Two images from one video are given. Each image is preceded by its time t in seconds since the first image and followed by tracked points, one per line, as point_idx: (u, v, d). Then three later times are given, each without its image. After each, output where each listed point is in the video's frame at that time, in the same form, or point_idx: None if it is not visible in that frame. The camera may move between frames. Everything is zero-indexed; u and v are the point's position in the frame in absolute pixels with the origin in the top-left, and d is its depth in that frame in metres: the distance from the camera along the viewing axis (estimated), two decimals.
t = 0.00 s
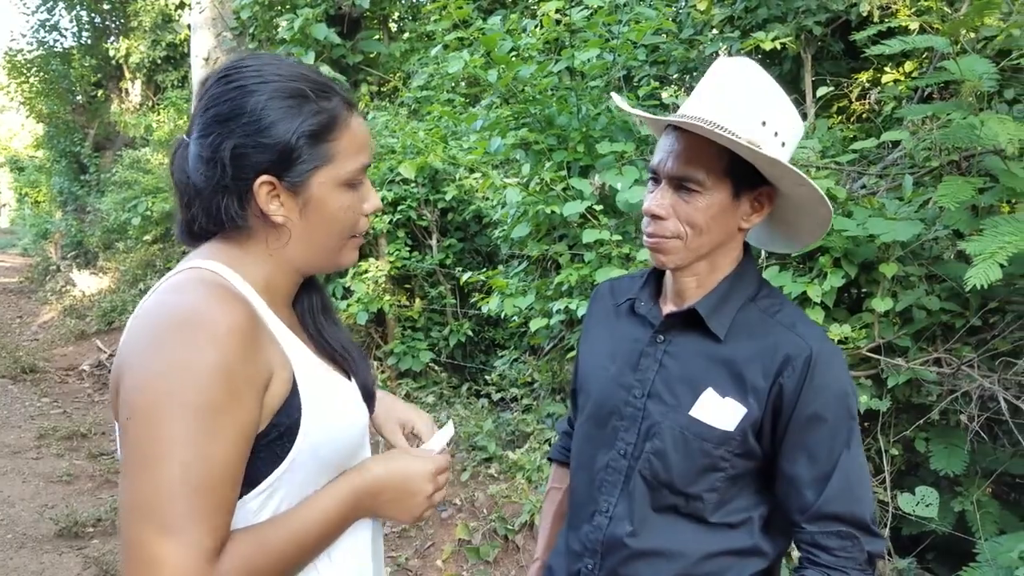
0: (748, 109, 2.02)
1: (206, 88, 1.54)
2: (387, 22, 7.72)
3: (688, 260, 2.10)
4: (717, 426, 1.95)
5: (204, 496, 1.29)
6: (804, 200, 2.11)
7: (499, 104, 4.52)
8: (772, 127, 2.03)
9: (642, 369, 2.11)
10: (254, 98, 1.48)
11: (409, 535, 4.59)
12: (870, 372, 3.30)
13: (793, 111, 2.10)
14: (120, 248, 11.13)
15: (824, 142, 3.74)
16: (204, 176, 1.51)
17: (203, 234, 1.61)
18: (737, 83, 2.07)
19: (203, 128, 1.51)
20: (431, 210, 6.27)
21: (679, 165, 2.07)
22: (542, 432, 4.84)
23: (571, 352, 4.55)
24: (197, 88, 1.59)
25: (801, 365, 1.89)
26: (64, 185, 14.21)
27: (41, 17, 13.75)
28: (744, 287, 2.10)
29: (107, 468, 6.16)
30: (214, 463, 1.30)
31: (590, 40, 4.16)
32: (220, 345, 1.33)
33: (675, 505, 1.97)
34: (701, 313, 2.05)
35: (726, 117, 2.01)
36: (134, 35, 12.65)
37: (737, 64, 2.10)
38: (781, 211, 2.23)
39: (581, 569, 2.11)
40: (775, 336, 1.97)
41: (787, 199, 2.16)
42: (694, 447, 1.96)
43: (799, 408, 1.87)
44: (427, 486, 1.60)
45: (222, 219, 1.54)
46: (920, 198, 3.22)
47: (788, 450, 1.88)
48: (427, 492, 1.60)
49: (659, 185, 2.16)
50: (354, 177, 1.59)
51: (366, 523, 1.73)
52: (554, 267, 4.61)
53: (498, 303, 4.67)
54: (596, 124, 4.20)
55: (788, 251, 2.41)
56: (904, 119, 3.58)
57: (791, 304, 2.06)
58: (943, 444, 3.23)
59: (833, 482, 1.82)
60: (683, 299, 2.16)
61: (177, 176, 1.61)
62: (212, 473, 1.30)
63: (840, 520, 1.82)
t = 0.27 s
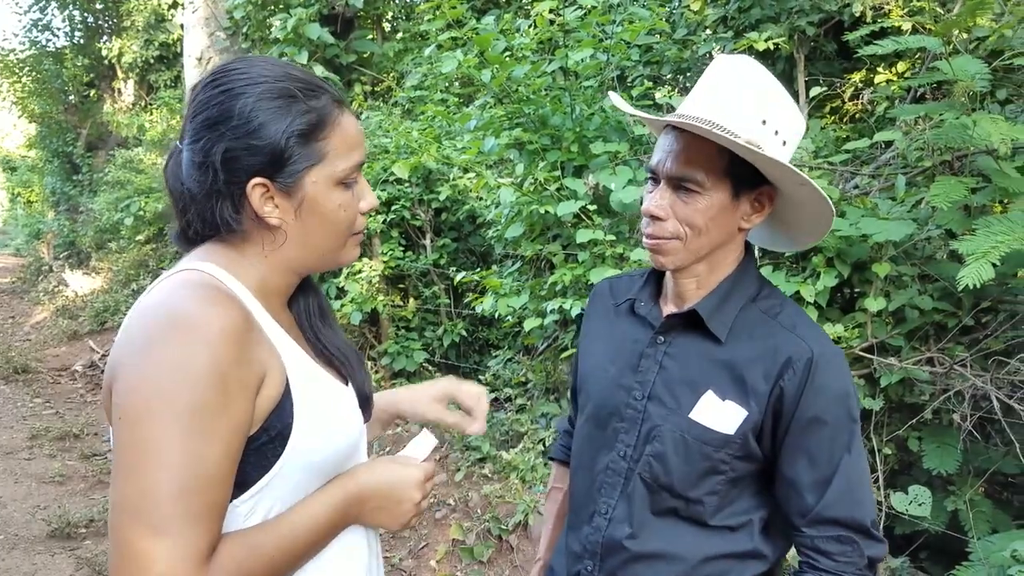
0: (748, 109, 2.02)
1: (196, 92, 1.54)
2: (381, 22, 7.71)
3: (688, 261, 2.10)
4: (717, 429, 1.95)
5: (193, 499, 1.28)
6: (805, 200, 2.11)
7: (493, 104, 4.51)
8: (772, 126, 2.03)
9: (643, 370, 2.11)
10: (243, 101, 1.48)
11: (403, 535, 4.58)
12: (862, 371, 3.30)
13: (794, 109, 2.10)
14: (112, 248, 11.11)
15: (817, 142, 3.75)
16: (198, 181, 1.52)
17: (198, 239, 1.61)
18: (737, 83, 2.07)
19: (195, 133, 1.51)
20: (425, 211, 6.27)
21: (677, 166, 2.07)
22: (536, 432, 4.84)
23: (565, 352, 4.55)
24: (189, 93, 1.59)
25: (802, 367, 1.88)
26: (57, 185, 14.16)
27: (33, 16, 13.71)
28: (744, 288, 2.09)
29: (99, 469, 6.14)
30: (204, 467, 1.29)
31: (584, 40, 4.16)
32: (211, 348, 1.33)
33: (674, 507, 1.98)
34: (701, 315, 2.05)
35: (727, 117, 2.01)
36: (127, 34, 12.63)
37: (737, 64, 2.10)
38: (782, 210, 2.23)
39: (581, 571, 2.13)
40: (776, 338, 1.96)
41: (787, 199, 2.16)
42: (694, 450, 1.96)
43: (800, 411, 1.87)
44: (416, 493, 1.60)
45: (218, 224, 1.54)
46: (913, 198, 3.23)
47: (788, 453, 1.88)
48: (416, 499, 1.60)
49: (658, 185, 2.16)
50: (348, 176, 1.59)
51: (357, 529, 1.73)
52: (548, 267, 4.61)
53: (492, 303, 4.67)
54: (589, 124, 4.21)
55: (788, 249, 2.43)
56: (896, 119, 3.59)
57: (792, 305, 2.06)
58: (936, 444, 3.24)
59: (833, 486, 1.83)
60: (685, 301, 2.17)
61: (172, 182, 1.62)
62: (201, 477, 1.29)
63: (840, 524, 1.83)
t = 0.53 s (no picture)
0: (747, 105, 2.01)
1: (207, 88, 1.50)
2: (375, 21, 7.69)
3: (689, 261, 2.09)
4: (714, 428, 1.94)
5: (195, 507, 1.26)
6: (807, 197, 2.11)
7: (487, 104, 4.50)
8: (771, 122, 2.02)
9: (642, 368, 2.12)
10: (256, 99, 1.44)
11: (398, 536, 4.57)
12: (858, 372, 3.30)
13: (792, 106, 2.10)
14: (105, 248, 11.07)
15: (812, 142, 3.75)
16: (205, 178, 1.48)
17: (204, 232, 1.58)
18: (733, 79, 2.05)
19: (204, 130, 1.48)
20: (419, 211, 6.26)
21: (676, 165, 2.07)
22: (532, 433, 4.83)
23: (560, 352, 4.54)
24: (198, 87, 1.55)
25: (800, 366, 1.87)
26: (49, 185, 14.10)
27: (25, 15, 13.66)
28: (744, 286, 2.08)
29: (92, 470, 6.12)
30: (205, 474, 1.27)
31: (579, 40, 4.16)
32: (209, 352, 1.29)
33: (676, 508, 1.97)
34: (699, 313, 2.05)
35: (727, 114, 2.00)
36: (120, 33, 12.60)
37: (733, 58, 2.08)
38: (784, 207, 2.23)
39: (582, 568, 2.14)
40: (774, 336, 1.95)
41: (788, 195, 2.16)
42: (691, 449, 1.96)
43: (796, 410, 1.86)
44: (438, 490, 1.58)
45: (222, 223, 1.51)
46: (908, 198, 3.21)
47: (784, 453, 1.87)
48: (438, 496, 1.58)
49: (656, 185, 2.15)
50: (359, 180, 1.55)
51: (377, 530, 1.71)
52: (544, 267, 4.60)
53: (487, 304, 4.65)
54: (585, 124, 4.20)
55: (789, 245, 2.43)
56: (892, 119, 3.58)
57: (793, 303, 2.04)
58: (931, 444, 3.23)
59: (826, 487, 1.81)
60: (685, 300, 2.15)
61: (178, 174, 1.58)
62: (203, 484, 1.27)
63: (833, 526, 1.81)
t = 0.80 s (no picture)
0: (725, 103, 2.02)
1: (257, 87, 1.44)
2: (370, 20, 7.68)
3: (674, 259, 2.09)
4: (696, 414, 1.92)
5: (222, 518, 1.25)
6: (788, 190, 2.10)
7: (483, 104, 4.50)
8: (748, 119, 2.04)
9: (626, 361, 2.11)
10: (314, 105, 1.38)
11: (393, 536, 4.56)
12: (853, 371, 3.29)
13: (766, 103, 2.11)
14: (99, 248, 11.04)
15: (807, 142, 3.75)
16: (255, 183, 1.43)
17: (247, 234, 1.52)
18: (709, 78, 2.06)
19: (251, 130, 1.41)
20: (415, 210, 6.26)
21: (657, 163, 2.06)
22: (528, 433, 4.83)
23: (556, 352, 4.54)
24: (244, 84, 1.49)
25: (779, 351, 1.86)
26: (43, 185, 14.03)
27: (19, 14, 13.63)
28: (726, 277, 2.07)
29: (87, 471, 6.10)
30: (231, 482, 1.25)
31: (575, 40, 4.17)
32: (237, 360, 1.27)
33: (661, 498, 1.98)
34: (680, 304, 2.03)
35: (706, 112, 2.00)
36: (114, 33, 12.59)
37: (707, 59, 2.09)
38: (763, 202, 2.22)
39: (570, 561, 2.15)
40: (754, 324, 1.93)
41: (768, 189, 2.15)
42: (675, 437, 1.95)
43: (775, 394, 1.84)
44: (471, 505, 1.53)
45: (273, 227, 1.47)
46: (903, 198, 3.24)
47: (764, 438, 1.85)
48: (471, 511, 1.53)
49: (638, 184, 2.14)
50: (410, 187, 1.51)
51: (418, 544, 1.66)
52: (540, 267, 4.60)
53: (483, 303, 4.65)
54: (580, 124, 4.20)
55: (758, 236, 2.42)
56: (887, 119, 3.59)
57: (774, 291, 2.02)
58: (927, 444, 3.25)
59: (799, 471, 1.79)
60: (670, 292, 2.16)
61: (217, 171, 1.51)
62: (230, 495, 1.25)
63: (809, 511, 1.78)
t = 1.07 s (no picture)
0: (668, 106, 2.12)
1: (309, 91, 1.44)
2: (366, 20, 7.66)
3: (645, 256, 2.16)
4: (678, 391, 2.00)
5: (286, 525, 1.25)
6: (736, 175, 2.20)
7: (479, 104, 4.49)
8: (691, 115, 2.14)
9: (605, 351, 2.18)
10: (376, 114, 1.40)
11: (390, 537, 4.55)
12: (849, 371, 3.29)
13: (698, 94, 2.21)
14: (94, 248, 11.01)
15: (802, 143, 3.77)
16: (305, 186, 1.42)
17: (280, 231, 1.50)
18: (650, 82, 2.15)
19: (306, 135, 1.40)
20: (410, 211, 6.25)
21: (614, 170, 2.13)
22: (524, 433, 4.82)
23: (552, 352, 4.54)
24: (290, 90, 1.48)
25: (753, 325, 1.97)
26: (37, 185, 13.98)
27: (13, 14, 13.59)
28: (695, 265, 2.17)
29: (83, 472, 6.09)
30: (290, 487, 1.25)
31: (571, 40, 4.16)
32: (291, 364, 1.27)
33: (650, 482, 2.03)
34: (657, 290, 2.13)
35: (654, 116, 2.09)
36: (109, 32, 12.58)
37: (642, 67, 2.19)
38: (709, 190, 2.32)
39: (557, 553, 2.16)
40: (727, 303, 2.04)
41: (716, 177, 2.25)
42: (660, 415, 2.02)
43: (751, 366, 1.94)
44: (504, 504, 1.57)
45: (318, 230, 1.45)
46: (899, 198, 3.25)
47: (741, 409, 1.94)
48: (504, 510, 1.57)
49: (596, 192, 2.21)
50: (448, 198, 1.54)
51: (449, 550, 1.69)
52: (536, 267, 4.60)
53: (479, 304, 4.64)
54: (577, 124, 4.21)
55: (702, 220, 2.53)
56: (882, 119, 3.59)
57: (738, 275, 2.14)
58: (923, 443, 3.26)
59: (776, 438, 1.89)
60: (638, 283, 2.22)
61: (257, 173, 1.50)
62: (292, 501, 1.25)
63: (785, 475, 1.88)
